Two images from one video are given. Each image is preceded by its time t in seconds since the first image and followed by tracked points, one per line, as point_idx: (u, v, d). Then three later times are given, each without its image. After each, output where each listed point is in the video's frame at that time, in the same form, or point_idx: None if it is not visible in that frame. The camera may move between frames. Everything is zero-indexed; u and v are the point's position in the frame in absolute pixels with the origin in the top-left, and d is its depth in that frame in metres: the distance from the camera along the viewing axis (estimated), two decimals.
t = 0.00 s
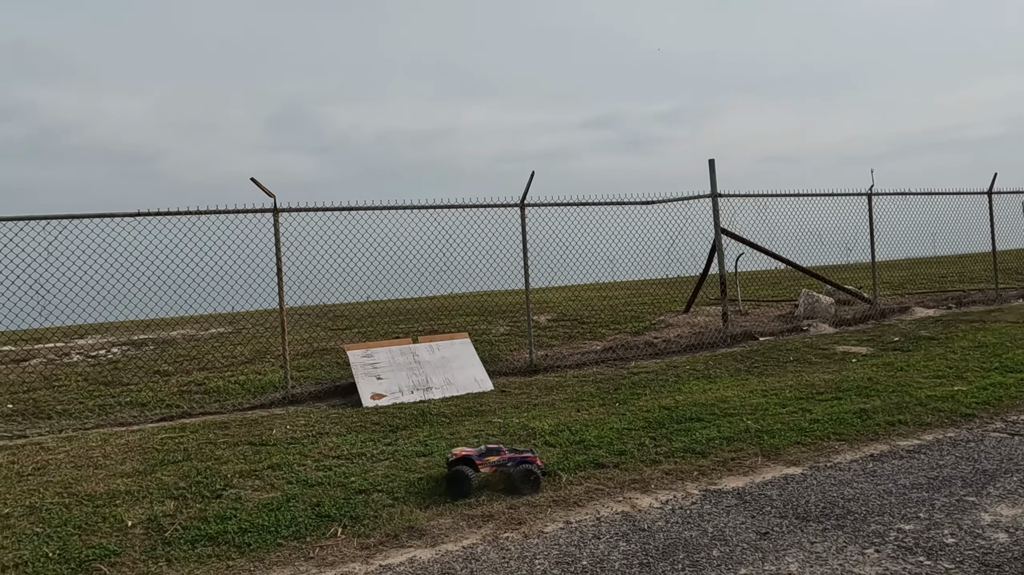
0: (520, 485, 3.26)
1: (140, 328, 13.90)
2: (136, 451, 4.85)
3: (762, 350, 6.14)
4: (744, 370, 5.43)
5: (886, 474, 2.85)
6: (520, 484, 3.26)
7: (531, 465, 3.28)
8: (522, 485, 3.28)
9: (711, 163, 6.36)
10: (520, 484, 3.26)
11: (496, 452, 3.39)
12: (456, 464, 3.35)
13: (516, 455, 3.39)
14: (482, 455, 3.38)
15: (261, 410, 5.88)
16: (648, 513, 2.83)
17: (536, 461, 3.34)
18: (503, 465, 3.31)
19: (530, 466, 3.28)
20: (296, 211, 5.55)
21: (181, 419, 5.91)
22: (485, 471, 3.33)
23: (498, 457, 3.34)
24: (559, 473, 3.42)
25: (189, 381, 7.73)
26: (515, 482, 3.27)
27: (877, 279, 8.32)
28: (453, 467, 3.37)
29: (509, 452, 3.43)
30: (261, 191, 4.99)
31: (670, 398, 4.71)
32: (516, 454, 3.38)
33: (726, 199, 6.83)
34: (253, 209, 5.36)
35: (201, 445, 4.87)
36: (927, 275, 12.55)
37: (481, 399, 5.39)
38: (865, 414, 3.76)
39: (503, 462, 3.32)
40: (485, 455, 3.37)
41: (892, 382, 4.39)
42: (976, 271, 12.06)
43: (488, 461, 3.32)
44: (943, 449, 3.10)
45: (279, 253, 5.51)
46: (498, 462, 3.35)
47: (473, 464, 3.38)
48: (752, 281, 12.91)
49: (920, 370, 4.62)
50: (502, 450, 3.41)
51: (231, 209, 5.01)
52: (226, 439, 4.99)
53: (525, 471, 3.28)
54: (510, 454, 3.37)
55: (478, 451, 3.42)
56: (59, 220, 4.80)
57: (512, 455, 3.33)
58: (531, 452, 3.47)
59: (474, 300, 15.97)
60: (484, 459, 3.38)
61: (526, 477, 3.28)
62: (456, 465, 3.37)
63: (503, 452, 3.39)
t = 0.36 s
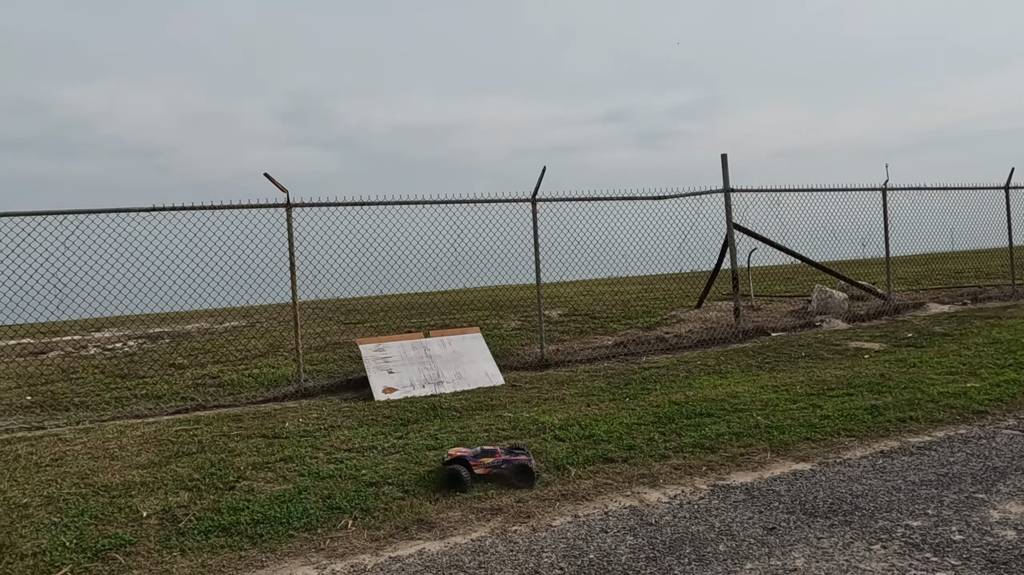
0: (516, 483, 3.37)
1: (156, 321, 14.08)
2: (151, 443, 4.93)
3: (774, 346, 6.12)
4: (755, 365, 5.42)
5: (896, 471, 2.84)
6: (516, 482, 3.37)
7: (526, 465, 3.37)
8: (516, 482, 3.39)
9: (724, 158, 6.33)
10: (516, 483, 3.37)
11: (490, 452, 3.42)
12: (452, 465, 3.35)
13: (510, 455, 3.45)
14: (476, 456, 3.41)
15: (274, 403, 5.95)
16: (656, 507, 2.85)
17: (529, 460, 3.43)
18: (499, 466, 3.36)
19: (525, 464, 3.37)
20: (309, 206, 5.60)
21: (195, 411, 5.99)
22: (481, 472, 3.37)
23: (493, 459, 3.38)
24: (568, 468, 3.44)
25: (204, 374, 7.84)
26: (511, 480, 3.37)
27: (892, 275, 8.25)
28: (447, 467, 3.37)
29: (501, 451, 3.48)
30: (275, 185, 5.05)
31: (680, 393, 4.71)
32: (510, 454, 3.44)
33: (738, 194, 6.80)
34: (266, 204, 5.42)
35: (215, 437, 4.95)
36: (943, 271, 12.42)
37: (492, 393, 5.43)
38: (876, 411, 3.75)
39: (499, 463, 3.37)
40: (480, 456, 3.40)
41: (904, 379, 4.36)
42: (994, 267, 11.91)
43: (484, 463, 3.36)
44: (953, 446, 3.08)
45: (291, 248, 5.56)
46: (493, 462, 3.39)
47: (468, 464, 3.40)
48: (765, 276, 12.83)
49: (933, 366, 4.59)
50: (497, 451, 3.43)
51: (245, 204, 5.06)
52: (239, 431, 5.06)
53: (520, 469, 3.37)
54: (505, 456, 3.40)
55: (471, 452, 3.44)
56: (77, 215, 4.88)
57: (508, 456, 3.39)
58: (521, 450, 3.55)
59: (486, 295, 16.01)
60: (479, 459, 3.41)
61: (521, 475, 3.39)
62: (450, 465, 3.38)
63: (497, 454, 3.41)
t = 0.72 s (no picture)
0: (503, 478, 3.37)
1: (178, 313, 14.33)
2: (173, 432, 5.05)
3: (792, 340, 6.08)
4: (773, 360, 5.39)
5: (913, 467, 2.83)
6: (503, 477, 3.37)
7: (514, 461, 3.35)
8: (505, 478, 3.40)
9: (743, 151, 6.28)
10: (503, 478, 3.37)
11: (483, 443, 3.49)
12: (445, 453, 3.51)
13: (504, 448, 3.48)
14: (470, 446, 3.51)
15: (294, 394, 6.04)
16: (670, 501, 2.87)
17: (520, 456, 3.41)
18: (489, 458, 3.41)
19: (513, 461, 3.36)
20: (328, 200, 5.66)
21: (217, 402, 6.11)
22: (474, 461, 3.48)
23: (484, 450, 3.45)
24: (583, 461, 3.47)
25: (225, 365, 7.97)
26: (499, 474, 3.38)
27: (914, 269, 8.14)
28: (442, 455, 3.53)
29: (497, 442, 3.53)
30: (294, 179, 5.11)
31: (696, 387, 4.71)
32: (504, 446, 3.47)
33: (757, 187, 6.74)
34: (286, 198, 5.49)
35: (235, 427, 5.05)
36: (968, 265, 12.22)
37: (509, 386, 5.46)
38: (894, 406, 3.72)
39: (489, 455, 3.43)
40: (472, 446, 3.49)
41: (924, 374, 4.32)
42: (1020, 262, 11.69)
43: (475, 453, 3.45)
44: (973, 442, 3.06)
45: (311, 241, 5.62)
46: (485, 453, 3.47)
47: (462, 453, 3.52)
48: (785, 270, 12.71)
49: (954, 362, 4.54)
50: (491, 443, 3.48)
51: (266, 198, 5.14)
52: (260, 422, 5.15)
53: (509, 464, 3.37)
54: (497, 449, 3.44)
55: (467, 441, 3.55)
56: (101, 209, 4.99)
57: (499, 449, 3.43)
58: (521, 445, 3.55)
59: (503, 288, 16.05)
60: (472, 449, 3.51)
61: (509, 471, 3.38)
62: (445, 453, 3.52)
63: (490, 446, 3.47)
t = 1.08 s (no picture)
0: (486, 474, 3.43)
1: (199, 305, 14.54)
2: (194, 423, 5.15)
3: (811, 336, 6.03)
4: (791, 355, 5.36)
5: (931, 464, 2.82)
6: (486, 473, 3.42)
7: (498, 459, 3.39)
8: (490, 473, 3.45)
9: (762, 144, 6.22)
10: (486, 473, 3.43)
11: (477, 434, 3.57)
12: (440, 437, 3.65)
13: (496, 443, 3.54)
14: (465, 434, 3.61)
15: (312, 386, 6.12)
16: (685, 495, 2.88)
17: (507, 454, 3.44)
18: (478, 450, 3.49)
19: (497, 459, 3.40)
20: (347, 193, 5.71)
21: (236, 393, 6.21)
22: (466, 450, 3.58)
23: (476, 441, 3.54)
24: (599, 455, 3.49)
25: (245, 357, 8.09)
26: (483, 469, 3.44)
27: (936, 264, 8.03)
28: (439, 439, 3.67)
29: (492, 436, 3.59)
30: (313, 174, 5.16)
31: (713, 382, 4.70)
32: (495, 441, 3.52)
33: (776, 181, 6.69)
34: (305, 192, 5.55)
35: (255, 419, 5.14)
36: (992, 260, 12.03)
37: (525, 380, 5.49)
38: (914, 402, 3.70)
39: (479, 447, 3.51)
40: (466, 435, 3.59)
41: (944, 370, 4.28)
42: None
43: (467, 443, 3.55)
44: (993, 440, 3.03)
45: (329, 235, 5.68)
46: (476, 444, 3.56)
47: (455, 440, 3.63)
48: (804, 265, 12.60)
49: (975, 358, 4.49)
50: (484, 435, 3.56)
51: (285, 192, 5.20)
52: (278, 413, 5.23)
53: (493, 461, 3.42)
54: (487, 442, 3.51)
55: (463, 429, 3.65)
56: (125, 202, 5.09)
57: (488, 443, 3.49)
58: (514, 443, 3.57)
59: (520, 282, 16.08)
60: (466, 438, 3.61)
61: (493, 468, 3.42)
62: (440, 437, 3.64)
63: (482, 438, 3.55)
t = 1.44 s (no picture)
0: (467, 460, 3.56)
1: (226, 297, 14.80)
2: (221, 412, 5.26)
3: (836, 330, 5.96)
4: (816, 350, 5.31)
5: (958, 460, 2.79)
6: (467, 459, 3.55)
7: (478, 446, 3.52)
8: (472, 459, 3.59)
9: (789, 136, 6.15)
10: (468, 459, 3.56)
11: (460, 420, 3.70)
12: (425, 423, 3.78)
13: (478, 428, 3.66)
14: (447, 419, 3.74)
15: (336, 377, 6.22)
16: (707, 489, 2.89)
17: (488, 440, 3.57)
18: (461, 435, 3.61)
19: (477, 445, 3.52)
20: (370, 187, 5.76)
21: (262, 383, 6.33)
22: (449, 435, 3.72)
23: (459, 426, 3.66)
24: (621, 448, 3.50)
25: (271, 348, 8.22)
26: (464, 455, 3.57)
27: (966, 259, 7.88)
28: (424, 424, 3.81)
29: (474, 421, 3.71)
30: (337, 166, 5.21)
31: (736, 376, 4.68)
32: (477, 427, 3.64)
33: (802, 174, 6.61)
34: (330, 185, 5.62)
35: (280, 409, 5.24)
36: None
37: (547, 372, 5.52)
38: (941, 399, 3.65)
39: (461, 433, 3.64)
40: (450, 420, 3.72)
41: (973, 366, 4.22)
42: None
43: (449, 429, 3.68)
44: (1022, 437, 2.99)
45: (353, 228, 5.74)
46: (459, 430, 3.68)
47: (439, 425, 3.77)
48: (830, 259, 12.43)
49: (1005, 354, 4.42)
50: (466, 420, 3.68)
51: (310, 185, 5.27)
52: (303, 404, 5.33)
53: (474, 448, 3.55)
54: (469, 428, 3.63)
55: (446, 414, 3.78)
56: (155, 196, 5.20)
57: (470, 429, 3.61)
58: (496, 428, 3.69)
59: (542, 275, 16.09)
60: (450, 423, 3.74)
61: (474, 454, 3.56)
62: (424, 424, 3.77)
63: (464, 423, 3.67)
